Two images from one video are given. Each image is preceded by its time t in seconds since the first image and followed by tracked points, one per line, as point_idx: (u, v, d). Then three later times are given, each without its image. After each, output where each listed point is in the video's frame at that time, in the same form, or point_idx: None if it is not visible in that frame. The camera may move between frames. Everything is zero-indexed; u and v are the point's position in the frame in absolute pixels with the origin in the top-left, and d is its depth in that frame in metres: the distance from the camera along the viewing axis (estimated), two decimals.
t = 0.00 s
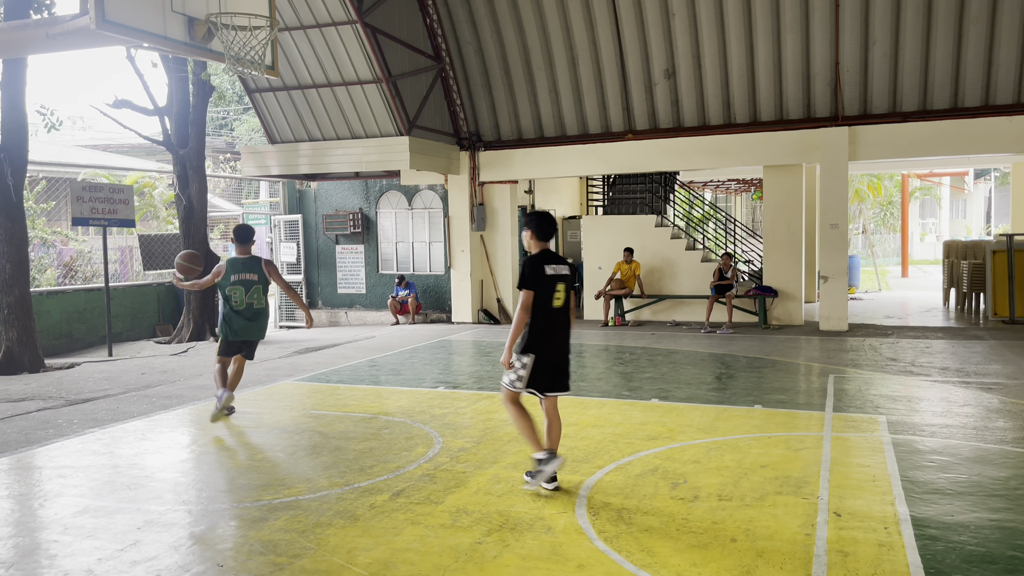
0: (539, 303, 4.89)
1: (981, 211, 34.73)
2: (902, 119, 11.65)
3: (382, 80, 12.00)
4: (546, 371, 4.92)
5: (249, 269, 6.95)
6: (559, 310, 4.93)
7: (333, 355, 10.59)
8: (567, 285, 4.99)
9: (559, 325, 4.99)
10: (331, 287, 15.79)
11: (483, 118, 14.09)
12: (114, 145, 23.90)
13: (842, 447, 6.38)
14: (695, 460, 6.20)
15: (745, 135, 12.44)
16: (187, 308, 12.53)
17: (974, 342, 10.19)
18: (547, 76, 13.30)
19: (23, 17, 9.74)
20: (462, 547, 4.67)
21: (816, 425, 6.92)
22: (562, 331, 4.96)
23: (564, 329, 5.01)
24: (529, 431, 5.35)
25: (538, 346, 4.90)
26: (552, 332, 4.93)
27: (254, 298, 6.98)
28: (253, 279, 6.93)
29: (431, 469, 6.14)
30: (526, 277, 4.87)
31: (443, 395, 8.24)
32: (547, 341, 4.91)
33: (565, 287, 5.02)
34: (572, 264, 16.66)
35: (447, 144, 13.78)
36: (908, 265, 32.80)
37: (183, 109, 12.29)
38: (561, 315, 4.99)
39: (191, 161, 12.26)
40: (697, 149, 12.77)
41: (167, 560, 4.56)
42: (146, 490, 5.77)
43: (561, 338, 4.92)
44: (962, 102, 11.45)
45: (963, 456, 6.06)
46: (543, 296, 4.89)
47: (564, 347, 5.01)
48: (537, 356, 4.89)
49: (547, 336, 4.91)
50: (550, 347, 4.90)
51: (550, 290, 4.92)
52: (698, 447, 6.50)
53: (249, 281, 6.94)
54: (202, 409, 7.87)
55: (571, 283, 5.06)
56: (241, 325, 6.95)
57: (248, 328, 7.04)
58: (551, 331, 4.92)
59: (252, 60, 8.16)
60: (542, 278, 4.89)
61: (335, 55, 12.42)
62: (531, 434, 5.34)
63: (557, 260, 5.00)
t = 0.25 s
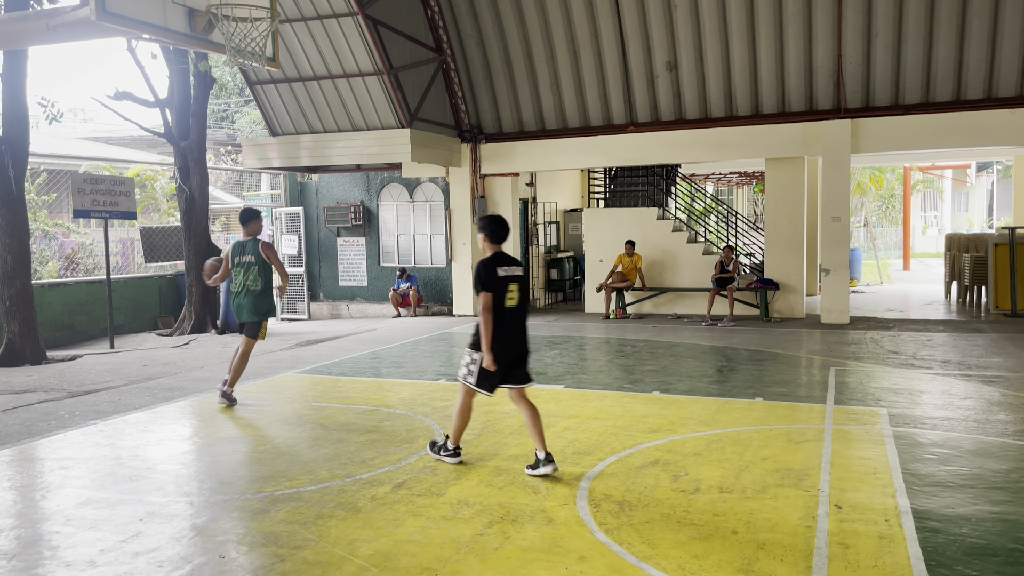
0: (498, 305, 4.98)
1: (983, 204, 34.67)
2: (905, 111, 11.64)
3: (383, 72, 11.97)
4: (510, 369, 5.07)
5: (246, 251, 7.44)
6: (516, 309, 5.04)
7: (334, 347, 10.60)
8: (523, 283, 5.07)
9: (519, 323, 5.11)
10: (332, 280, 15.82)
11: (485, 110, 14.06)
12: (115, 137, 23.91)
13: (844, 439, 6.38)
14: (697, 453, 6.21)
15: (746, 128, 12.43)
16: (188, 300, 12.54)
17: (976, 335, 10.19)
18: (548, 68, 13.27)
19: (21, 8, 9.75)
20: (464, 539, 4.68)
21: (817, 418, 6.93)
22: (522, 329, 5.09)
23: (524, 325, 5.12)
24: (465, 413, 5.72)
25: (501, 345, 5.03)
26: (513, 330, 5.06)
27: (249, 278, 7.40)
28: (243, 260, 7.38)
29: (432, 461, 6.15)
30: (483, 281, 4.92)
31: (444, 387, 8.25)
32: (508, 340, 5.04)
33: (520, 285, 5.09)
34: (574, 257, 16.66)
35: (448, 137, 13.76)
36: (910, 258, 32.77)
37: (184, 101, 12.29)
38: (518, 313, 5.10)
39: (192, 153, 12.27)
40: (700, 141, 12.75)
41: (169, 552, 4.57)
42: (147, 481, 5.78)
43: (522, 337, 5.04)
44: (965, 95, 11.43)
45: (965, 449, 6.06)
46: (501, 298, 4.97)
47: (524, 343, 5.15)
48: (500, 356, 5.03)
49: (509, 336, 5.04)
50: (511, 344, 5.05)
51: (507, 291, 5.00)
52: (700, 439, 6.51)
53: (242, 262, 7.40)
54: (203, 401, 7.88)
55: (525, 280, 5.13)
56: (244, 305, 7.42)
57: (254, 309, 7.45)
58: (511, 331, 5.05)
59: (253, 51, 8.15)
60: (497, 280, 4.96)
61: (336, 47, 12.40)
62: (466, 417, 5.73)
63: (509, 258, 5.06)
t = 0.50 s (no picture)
0: (450, 285, 5.42)
1: (981, 198, 34.71)
2: (903, 105, 11.63)
3: (381, 65, 11.93)
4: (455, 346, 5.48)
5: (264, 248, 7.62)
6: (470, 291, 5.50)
7: (332, 340, 10.60)
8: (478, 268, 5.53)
9: (470, 305, 5.54)
10: (330, 273, 15.77)
11: (483, 103, 14.03)
12: (112, 130, 23.84)
13: (841, 433, 6.39)
14: (695, 446, 6.21)
15: (745, 120, 12.40)
16: (186, 293, 12.51)
17: (973, 329, 10.21)
18: (547, 61, 13.24)
19: None
20: (462, 532, 4.68)
21: (814, 411, 6.94)
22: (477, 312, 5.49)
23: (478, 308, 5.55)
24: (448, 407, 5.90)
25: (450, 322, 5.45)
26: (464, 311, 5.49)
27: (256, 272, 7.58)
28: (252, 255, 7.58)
29: (430, 454, 6.15)
30: (439, 259, 5.39)
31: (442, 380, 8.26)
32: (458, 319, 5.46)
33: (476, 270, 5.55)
34: (573, 250, 16.66)
35: (446, 130, 13.72)
36: (908, 251, 32.79)
37: (181, 93, 12.26)
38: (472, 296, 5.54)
39: (189, 146, 12.21)
40: (698, 135, 12.73)
41: (167, 544, 4.57)
42: (145, 474, 5.78)
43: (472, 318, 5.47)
44: (964, 89, 11.41)
45: (962, 442, 6.07)
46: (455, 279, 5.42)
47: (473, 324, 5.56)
48: (450, 333, 5.42)
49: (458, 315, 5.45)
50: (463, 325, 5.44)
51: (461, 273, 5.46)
52: (697, 432, 6.51)
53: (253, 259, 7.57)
54: (201, 394, 7.88)
55: (482, 267, 5.60)
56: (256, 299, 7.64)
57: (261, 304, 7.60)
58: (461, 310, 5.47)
59: (250, 44, 8.11)
60: (451, 262, 5.41)
61: (334, 40, 12.36)
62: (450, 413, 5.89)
63: (469, 244, 5.53)
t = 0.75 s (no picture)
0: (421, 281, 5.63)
1: (974, 193, 34.83)
2: (898, 100, 11.64)
3: (376, 59, 11.90)
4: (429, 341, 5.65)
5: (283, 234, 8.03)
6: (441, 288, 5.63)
7: (327, 335, 10.58)
8: (449, 266, 5.65)
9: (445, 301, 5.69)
10: (325, 267, 15.77)
11: (478, 98, 14.01)
12: (105, 124, 23.75)
13: (835, 427, 6.41)
14: (689, 440, 6.23)
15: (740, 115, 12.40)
16: (180, 287, 12.47)
17: (966, 324, 10.24)
18: (542, 55, 13.22)
19: None
20: (457, 527, 4.69)
21: (809, 406, 6.96)
22: (449, 309, 5.59)
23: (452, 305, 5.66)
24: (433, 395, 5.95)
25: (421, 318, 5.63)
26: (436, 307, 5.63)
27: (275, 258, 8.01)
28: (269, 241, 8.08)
29: (425, 449, 6.15)
30: (409, 259, 5.64)
31: (437, 375, 8.25)
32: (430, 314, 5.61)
33: (449, 268, 5.70)
34: (568, 245, 16.66)
35: (441, 125, 13.69)
36: (902, 246, 32.90)
37: (175, 87, 12.23)
38: (445, 293, 5.68)
39: (183, 140, 12.20)
40: (693, 130, 12.73)
41: (161, 539, 4.56)
42: (139, 469, 5.77)
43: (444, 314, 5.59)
44: (958, 84, 11.44)
45: (955, 436, 6.09)
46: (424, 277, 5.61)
47: (449, 322, 5.67)
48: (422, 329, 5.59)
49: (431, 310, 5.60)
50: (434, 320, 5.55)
51: (431, 271, 5.62)
52: (692, 427, 6.53)
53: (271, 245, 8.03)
54: (195, 388, 7.86)
55: (457, 265, 5.72)
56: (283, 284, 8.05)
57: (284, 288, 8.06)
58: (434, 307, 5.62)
59: (244, 37, 8.09)
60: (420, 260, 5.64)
61: (328, 34, 12.32)
62: (438, 403, 5.93)
63: (442, 245, 5.70)
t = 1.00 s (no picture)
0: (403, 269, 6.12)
1: (965, 189, 34.99)
2: (889, 96, 11.69)
3: (368, 54, 11.87)
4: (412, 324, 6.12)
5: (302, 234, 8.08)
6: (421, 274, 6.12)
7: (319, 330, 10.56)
8: (429, 254, 6.15)
9: (427, 287, 6.18)
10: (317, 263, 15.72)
11: (470, 93, 13.99)
12: (95, 119, 23.62)
13: (826, 422, 6.43)
14: (681, 435, 6.24)
15: (732, 111, 12.44)
16: (171, 283, 12.40)
17: (956, 319, 10.30)
18: (534, 51, 13.21)
19: None
20: (449, 522, 4.69)
21: (800, 401, 6.98)
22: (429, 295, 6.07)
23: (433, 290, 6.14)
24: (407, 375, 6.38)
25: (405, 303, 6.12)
26: (416, 293, 6.12)
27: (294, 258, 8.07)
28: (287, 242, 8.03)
29: (417, 445, 6.14)
30: (392, 248, 6.15)
31: (429, 370, 8.25)
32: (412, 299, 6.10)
33: (429, 256, 6.19)
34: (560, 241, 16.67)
35: (434, 120, 13.67)
36: (893, 242, 33.02)
37: (165, 82, 12.18)
38: (426, 279, 6.16)
39: (173, 135, 12.08)
40: (685, 126, 12.76)
41: (152, 536, 4.55)
42: (130, 466, 5.74)
43: (425, 299, 6.08)
44: (949, 81, 11.49)
45: (945, 431, 6.13)
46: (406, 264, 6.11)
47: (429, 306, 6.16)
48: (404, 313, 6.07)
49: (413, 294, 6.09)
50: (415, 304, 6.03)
51: (411, 260, 6.12)
52: (684, 422, 6.54)
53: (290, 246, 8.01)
54: (186, 384, 7.83)
55: (437, 254, 6.21)
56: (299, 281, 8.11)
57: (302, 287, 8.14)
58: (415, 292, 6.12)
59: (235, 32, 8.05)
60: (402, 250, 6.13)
61: (320, 29, 12.27)
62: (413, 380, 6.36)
63: (423, 235, 6.21)
